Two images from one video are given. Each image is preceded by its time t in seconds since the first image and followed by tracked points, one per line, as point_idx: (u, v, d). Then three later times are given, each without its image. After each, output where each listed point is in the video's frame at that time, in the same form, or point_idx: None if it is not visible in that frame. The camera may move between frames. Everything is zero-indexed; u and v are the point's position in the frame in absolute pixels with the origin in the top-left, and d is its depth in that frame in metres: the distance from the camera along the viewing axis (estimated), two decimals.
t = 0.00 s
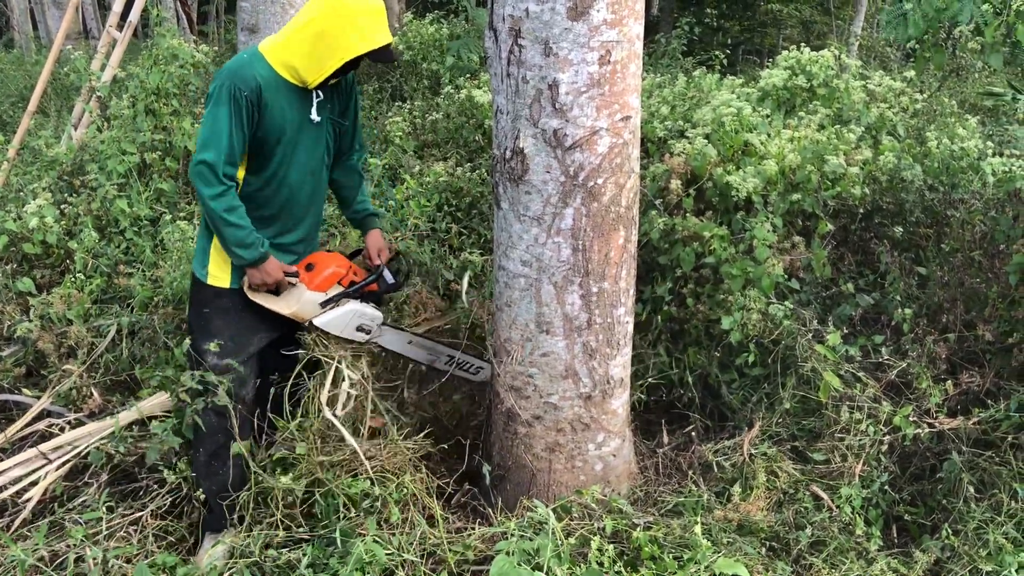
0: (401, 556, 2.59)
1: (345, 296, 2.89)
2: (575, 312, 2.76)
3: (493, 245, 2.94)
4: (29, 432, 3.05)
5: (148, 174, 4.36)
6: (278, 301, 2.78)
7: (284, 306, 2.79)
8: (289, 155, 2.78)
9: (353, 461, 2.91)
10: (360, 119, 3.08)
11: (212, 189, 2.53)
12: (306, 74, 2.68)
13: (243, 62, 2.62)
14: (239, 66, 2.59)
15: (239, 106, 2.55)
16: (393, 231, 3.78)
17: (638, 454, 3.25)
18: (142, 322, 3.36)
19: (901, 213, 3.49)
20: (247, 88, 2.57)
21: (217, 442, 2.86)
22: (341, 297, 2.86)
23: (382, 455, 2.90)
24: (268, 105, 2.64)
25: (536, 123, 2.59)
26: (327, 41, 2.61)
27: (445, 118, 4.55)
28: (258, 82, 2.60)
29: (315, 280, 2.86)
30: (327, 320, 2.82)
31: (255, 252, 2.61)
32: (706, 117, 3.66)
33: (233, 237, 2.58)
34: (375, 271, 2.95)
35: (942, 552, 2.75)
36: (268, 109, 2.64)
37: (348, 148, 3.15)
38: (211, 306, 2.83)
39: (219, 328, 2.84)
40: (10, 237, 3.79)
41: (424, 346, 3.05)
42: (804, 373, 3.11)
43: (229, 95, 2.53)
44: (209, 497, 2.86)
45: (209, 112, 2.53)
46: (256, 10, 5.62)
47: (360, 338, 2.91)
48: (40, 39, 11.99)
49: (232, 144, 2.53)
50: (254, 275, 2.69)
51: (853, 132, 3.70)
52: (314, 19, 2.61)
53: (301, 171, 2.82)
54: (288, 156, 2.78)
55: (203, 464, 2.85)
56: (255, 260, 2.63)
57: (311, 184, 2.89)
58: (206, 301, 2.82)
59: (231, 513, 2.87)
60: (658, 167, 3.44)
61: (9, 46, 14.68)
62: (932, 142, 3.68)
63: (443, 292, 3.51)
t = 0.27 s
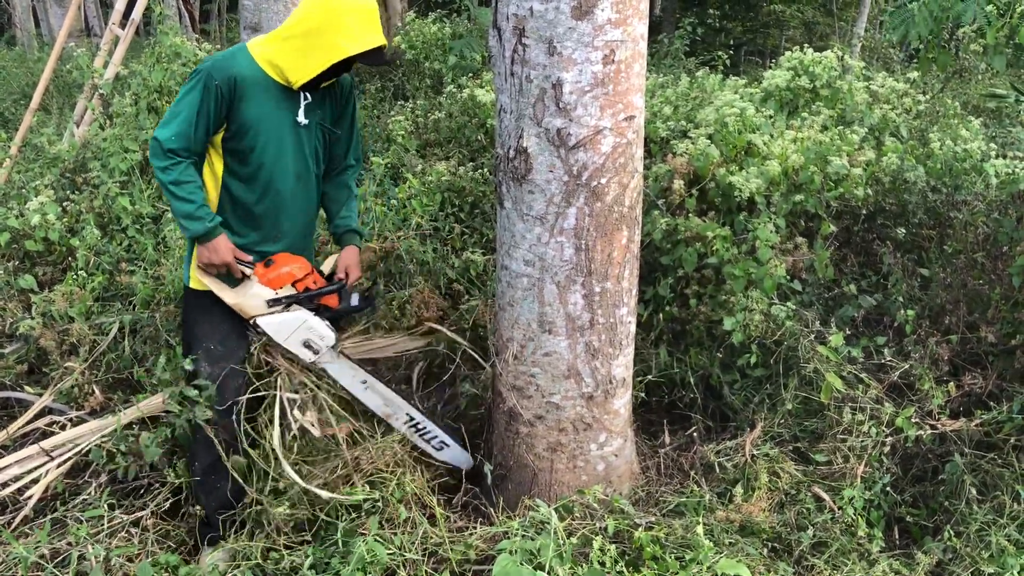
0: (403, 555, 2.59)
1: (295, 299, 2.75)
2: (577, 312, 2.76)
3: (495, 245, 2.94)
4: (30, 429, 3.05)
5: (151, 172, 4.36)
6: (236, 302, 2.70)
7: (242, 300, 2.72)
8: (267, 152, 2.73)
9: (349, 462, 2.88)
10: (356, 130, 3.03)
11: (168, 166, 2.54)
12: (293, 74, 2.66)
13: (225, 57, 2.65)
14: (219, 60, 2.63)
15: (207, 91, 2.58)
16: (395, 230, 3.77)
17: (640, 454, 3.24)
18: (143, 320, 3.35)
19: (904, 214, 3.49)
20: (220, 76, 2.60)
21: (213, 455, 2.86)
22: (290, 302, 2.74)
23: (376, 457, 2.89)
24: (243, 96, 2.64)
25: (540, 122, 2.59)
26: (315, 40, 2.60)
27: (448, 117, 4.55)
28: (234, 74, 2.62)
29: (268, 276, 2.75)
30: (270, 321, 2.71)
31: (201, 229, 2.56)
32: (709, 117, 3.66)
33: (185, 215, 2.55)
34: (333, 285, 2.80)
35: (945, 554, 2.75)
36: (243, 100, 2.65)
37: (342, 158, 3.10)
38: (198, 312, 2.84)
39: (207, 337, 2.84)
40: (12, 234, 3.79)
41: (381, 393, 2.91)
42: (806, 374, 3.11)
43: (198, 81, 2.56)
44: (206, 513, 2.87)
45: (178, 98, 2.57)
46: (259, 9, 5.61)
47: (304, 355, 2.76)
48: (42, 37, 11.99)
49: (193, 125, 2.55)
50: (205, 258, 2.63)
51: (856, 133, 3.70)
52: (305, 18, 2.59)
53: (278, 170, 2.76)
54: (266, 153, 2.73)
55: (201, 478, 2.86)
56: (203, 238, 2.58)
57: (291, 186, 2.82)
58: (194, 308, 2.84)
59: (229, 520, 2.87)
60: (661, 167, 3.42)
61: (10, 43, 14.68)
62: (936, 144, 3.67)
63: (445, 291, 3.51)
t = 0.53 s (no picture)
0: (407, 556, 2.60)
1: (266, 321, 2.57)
2: (582, 312, 2.76)
3: (500, 245, 2.94)
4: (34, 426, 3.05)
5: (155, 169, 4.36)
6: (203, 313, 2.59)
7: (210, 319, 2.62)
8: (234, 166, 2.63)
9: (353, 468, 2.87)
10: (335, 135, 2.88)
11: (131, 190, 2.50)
12: (256, 83, 2.55)
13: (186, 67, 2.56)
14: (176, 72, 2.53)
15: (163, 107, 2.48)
16: (399, 229, 3.77)
17: (643, 454, 3.24)
18: (148, 317, 3.35)
19: (908, 215, 3.49)
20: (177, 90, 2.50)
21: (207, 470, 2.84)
22: (263, 324, 2.56)
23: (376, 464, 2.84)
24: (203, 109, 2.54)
25: (545, 121, 2.59)
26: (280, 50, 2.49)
27: (452, 116, 4.55)
28: (194, 87, 2.52)
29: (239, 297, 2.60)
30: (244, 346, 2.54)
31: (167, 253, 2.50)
32: (714, 117, 3.65)
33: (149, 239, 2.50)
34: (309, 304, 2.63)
35: (948, 556, 2.75)
36: (202, 113, 2.55)
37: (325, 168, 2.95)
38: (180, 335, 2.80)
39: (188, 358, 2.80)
40: (17, 231, 3.79)
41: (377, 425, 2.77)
42: (810, 375, 3.11)
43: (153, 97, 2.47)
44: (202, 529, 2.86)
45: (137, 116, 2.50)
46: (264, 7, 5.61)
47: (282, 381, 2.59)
48: (45, 34, 11.99)
49: (151, 145, 2.48)
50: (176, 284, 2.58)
51: (861, 133, 3.70)
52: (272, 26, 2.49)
53: (247, 184, 2.66)
54: (232, 168, 2.63)
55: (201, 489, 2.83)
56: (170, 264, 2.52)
57: (263, 200, 2.71)
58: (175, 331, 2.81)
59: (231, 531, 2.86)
60: (666, 167, 3.42)
61: (14, 41, 14.68)
62: (940, 145, 3.67)
63: (449, 291, 3.51)
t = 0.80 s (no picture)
0: (411, 556, 2.60)
1: (275, 323, 2.49)
2: (585, 310, 2.76)
3: (503, 243, 2.93)
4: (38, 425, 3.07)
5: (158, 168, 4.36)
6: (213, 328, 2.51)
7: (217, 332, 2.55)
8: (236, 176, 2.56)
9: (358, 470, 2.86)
10: (329, 128, 2.84)
11: (130, 209, 2.39)
12: (252, 82, 2.46)
13: (176, 72, 2.42)
14: (167, 79, 2.39)
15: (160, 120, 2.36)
16: (402, 228, 3.77)
17: (647, 453, 3.24)
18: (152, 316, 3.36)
19: (912, 214, 3.49)
20: (172, 99, 2.37)
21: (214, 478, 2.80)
22: (272, 328, 2.48)
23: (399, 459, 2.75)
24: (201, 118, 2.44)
25: (549, 120, 2.58)
26: (268, 42, 2.39)
27: (455, 115, 4.54)
28: (188, 94, 2.41)
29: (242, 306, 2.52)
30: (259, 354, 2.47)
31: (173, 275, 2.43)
32: (718, 115, 3.65)
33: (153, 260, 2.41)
34: (315, 295, 2.56)
35: (952, 555, 2.75)
36: (200, 122, 2.44)
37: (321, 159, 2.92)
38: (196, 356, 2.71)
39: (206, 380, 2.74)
40: (21, 229, 3.79)
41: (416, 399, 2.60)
42: (814, 374, 3.11)
43: (149, 108, 2.34)
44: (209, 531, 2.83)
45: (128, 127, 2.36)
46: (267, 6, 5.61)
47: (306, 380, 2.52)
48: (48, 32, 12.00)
49: (149, 161, 2.37)
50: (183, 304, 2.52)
51: (864, 132, 3.69)
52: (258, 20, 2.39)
53: (249, 192, 2.59)
54: (234, 176, 2.56)
55: (206, 495, 2.79)
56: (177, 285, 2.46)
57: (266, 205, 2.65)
58: (187, 354, 2.73)
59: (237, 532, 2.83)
60: (670, 165, 3.43)
61: (17, 39, 14.69)
62: (944, 143, 3.66)
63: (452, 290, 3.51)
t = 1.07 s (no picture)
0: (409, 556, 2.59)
1: (330, 339, 2.41)
2: (584, 307, 2.76)
3: (501, 241, 2.93)
4: (35, 426, 3.08)
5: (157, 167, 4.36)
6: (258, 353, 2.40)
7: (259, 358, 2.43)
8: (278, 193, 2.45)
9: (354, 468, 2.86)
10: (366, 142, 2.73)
11: (174, 229, 2.25)
12: (301, 95, 2.33)
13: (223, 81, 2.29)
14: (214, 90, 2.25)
15: (208, 134, 2.22)
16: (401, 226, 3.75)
17: (646, 450, 3.23)
18: (150, 315, 3.36)
19: (911, 210, 3.49)
20: (220, 112, 2.24)
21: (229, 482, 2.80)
22: (326, 346, 2.40)
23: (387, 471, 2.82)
24: (249, 131, 2.31)
25: (547, 116, 2.58)
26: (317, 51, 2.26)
27: (454, 113, 4.55)
28: (238, 107, 2.27)
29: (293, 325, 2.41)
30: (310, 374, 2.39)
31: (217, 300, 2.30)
32: (716, 112, 3.64)
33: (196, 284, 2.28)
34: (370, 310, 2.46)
35: (951, 550, 2.74)
36: (245, 136, 2.31)
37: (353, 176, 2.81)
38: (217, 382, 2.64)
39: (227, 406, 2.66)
40: (19, 229, 3.78)
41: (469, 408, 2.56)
42: (813, 370, 3.10)
43: (197, 122, 2.20)
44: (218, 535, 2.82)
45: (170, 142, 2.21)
46: (266, 5, 5.61)
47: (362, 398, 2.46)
48: (45, 33, 11.99)
49: (197, 177, 2.23)
50: (222, 327, 2.38)
51: (864, 128, 3.69)
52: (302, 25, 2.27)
53: (291, 209, 2.49)
54: (277, 193, 2.45)
55: (222, 497, 2.79)
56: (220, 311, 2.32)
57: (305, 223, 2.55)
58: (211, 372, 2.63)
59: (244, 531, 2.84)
60: (668, 162, 3.43)
61: (16, 40, 14.71)
62: (943, 139, 3.66)
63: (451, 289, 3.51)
